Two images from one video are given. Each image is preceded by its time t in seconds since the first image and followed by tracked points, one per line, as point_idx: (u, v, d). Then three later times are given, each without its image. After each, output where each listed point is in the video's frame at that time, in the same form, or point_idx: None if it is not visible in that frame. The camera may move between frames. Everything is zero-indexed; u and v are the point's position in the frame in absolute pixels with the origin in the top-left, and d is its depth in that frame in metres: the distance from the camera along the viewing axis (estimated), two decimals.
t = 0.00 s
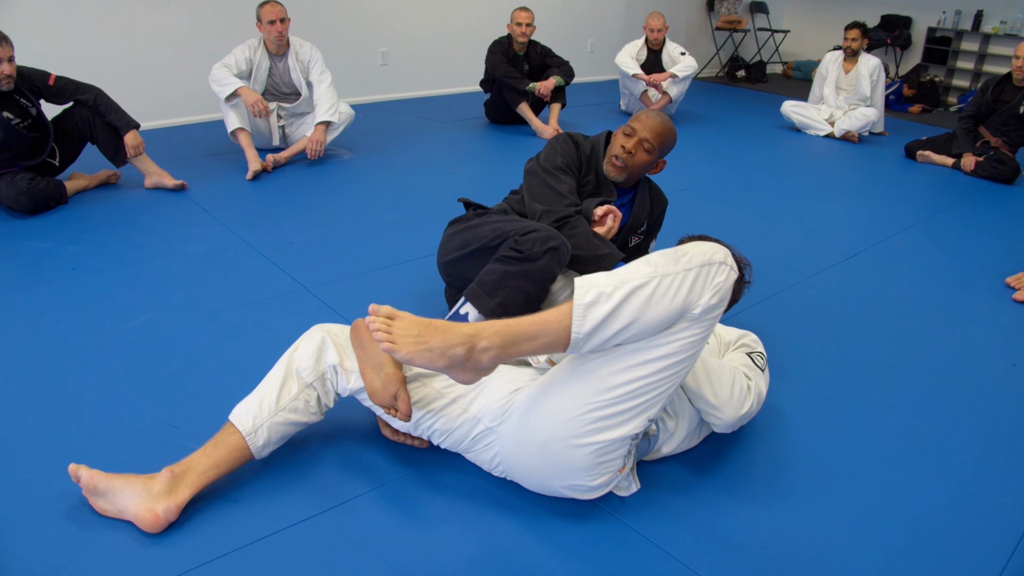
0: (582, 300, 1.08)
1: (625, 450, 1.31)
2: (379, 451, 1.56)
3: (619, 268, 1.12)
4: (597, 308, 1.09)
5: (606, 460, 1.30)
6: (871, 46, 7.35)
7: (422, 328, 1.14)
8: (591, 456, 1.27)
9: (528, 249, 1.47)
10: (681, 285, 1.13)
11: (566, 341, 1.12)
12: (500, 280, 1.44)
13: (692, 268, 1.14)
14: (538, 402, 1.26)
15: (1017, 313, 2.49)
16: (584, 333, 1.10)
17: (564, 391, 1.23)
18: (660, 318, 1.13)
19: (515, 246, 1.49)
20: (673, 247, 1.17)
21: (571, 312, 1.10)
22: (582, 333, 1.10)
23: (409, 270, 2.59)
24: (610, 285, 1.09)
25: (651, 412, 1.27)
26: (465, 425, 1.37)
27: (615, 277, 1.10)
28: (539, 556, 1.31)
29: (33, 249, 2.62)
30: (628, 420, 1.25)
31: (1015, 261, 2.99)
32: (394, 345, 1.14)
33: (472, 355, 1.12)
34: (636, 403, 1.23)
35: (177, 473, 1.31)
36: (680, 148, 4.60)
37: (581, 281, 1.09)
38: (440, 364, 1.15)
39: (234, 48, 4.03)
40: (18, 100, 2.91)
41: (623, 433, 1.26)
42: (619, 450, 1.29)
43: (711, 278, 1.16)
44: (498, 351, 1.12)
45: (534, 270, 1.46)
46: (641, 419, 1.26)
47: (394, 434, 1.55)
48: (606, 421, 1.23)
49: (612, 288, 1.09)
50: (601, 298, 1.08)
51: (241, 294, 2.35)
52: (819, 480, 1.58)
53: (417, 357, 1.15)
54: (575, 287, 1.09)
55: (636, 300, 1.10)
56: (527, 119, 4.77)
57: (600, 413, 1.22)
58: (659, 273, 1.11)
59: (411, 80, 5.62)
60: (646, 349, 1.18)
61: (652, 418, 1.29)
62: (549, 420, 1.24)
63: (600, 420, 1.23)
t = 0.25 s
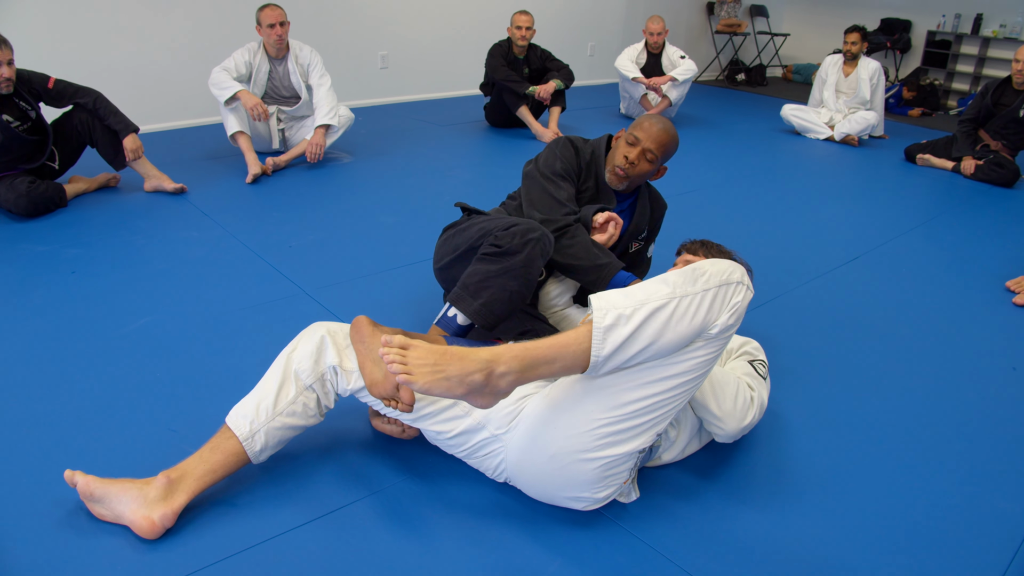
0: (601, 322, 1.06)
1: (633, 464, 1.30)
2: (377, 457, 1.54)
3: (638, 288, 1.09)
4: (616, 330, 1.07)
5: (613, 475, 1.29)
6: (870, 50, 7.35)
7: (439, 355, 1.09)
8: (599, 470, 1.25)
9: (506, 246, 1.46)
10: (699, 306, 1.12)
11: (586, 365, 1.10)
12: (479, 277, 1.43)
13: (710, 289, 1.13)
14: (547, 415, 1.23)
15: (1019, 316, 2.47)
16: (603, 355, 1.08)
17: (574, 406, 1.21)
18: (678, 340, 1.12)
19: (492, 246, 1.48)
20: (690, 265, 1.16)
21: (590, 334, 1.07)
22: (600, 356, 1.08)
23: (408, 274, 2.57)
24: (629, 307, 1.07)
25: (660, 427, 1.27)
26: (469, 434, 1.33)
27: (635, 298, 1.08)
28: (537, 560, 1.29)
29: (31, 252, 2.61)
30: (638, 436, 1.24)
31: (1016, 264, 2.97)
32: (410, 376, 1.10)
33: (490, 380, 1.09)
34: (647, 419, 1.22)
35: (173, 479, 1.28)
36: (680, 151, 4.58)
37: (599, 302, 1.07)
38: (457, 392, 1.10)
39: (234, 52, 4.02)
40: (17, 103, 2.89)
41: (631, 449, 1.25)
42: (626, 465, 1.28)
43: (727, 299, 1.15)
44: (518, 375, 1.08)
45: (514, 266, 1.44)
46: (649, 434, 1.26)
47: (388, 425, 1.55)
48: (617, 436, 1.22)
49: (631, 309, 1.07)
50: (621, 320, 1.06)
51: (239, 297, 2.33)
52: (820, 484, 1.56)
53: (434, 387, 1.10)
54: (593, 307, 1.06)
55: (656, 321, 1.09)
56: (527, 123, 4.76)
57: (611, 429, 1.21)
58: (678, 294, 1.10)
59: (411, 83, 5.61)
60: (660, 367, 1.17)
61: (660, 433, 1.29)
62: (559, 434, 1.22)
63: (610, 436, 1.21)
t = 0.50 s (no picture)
0: (589, 315, 1.05)
1: (630, 457, 1.29)
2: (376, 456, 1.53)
3: (625, 279, 1.08)
4: (604, 322, 1.06)
5: (610, 468, 1.28)
6: (869, 46, 7.34)
7: (428, 348, 1.09)
8: (597, 464, 1.25)
9: (489, 234, 1.45)
10: (688, 294, 1.11)
11: (575, 356, 1.09)
12: (464, 269, 1.43)
13: (697, 277, 1.12)
14: (543, 411, 1.23)
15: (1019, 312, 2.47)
16: (593, 347, 1.08)
17: (568, 401, 1.21)
18: (667, 329, 1.11)
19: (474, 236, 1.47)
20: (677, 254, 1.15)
21: (580, 326, 1.07)
22: (589, 347, 1.07)
23: (407, 273, 2.56)
24: (617, 298, 1.05)
25: (655, 419, 1.26)
26: (467, 431, 1.32)
27: (623, 289, 1.07)
28: (535, 557, 1.29)
29: (29, 253, 2.60)
30: (633, 427, 1.23)
31: (1015, 260, 2.97)
32: (399, 370, 1.10)
33: (480, 374, 1.09)
34: (641, 410, 1.22)
35: (174, 479, 1.27)
36: (679, 149, 4.57)
37: (586, 294, 1.05)
38: (448, 386, 1.10)
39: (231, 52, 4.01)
40: (15, 104, 2.88)
41: (627, 441, 1.24)
42: (623, 458, 1.27)
43: (716, 286, 1.14)
44: (507, 368, 1.08)
45: (497, 255, 1.44)
46: (644, 425, 1.25)
47: (382, 423, 1.56)
48: (613, 429, 1.21)
49: (620, 301, 1.06)
50: (609, 311, 1.05)
51: (238, 297, 2.32)
52: (819, 480, 1.56)
53: (424, 380, 1.10)
54: (582, 300, 1.05)
55: (644, 311, 1.08)
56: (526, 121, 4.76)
57: (606, 422, 1.20)
58: (666, 283, 1.09)
59: (410, 82, 5.60)
60: (652, 358, 1.16)
61: (655, 424, 1.28)
62: (555, 430, 1.22)
63: (605, 429, 1.21)
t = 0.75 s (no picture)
0: (589, 313, 1.05)
1: (633, 456, 1.28)
2: (378, 456, 1.52)
3: (623, 278, 1.08)
4: (603, 320, 1.06)
5: (613, 468, 1.27)
6: (870, 46, 7.32)
7: (431, 351, 1.08)
8: (600, 463, 1.24)
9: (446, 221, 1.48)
10: (687, 292, 1.10)
11: (575, 355, 1.09)
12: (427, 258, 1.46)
13: (696, 274, 1.11)
14: (545, 410, 1.22)
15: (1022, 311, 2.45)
16: (592, 345, 1.07)
17: (569, 400, 1.20)
18: (667, 327, 1.10)
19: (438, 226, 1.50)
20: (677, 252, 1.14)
21: (579, 325, 1.06)
22: (589, 346, 1.07)
23: (408, 274, 2.56)
24: (615, 297, 1.05)
25: (658, 417, 1.25)
26: (469, 430, 1.31)
27: (622, 286, 1.07)
28: (536, 557, 1.28)
29: (31, 255, 2.60)
30: (635, 426, 1.23)
31: (1017, 259, 2.95)
32: (401, 373, 1.08)
33: (482, 374, 1.08)
34: (644, 408, 1.21)
35: (177, 480, 1.26)
36: (681, 149, 4.56)
37: (586, 294, 1.05)
38: (450, 387, 1.09)
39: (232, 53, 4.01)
40: (15, 107, 2.88)
41: (630, 439, 1.23)
42: (626, 457, 1.26)
43: (715, 283, 1.13)
44: (508, 368, 1.08)
45: (458, 235, 1.45)
46: (648, 423, 1.24)
47: (378, 425, 1.54)
48: (614, 427, 1.20)
49: (618, 299, 1.05)
50: (608, 309, 1.05)
51: (240, 299, 2.32)
52: (822, 480, 1.55)
53: (426, 382, 1.09)
54: (581, 299, 1.05)
55: (643, 309, 1.07)
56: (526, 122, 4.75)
57: (608, 420, 1.19)
58: (664, 280, 1.08)
59: (410, 83, 5.60)
60: (652, 356, 1.16)
61: (659, 422, 1.27)
62: (556, 428, 1.21)
63: (607, 428, 1.20)
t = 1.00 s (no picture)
0: (589, 313, 1.05)
1: (635, 455, 1.28)
2: (377, 456, 1.52)
3: (623, 278, 1.07)
4: (604, 321, 1.05)
5: (615, 467, 1.27)
6: (869, 45, 7.32)
7: (432, 351, 1.07)
8: (602, 463, 1.24)
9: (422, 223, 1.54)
10: (688, 291, 1.10)
11: (577, 355, 1.09)
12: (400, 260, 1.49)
13: (696, 273, 1.10)
14: (546, 410, 1.22)
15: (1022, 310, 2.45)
16: (593, 346, 1.07)
17: (571, 400, 1.20)
18: (667, 327, 1.10)
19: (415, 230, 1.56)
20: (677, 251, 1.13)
21: (580, 325, 1.06)
22: (591, 347, 1.07)
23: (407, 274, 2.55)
24: (616, 297, 1.05)
25: (659, 416, 1.25)
26: (470, 429, 1.30)
27: (622, 286, 1.06)
28: (536, 557, 1.28)
29: (29, 256, 2.59)
30: (637, 425, 1.22)
31: (1016, 258, 2.95)
32: (404, 372, 1.06)
33: (483, 374, 1.07)
34: (645, 408, 1.20)
35: (174, 482, 1.25)
36: (680, 148, 4.56)
37: (586, 294, 1.05)
38: (452, 387, 1.08)
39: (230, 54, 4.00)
40: (14, 107, 2.87)
41: (632, 439, 1.23)
42: (628, 457, 1.26)
43: (715, 282, 1.12)
44: (510, 368, 1.07)
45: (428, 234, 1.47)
46: (649, 422, 1.24)
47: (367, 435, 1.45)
48: (616, 427, 1.20)
49: (619, 299, 1.05)
50: (608, 309, 1.05)
51: (239, 299, 2.31)
52: (823, 479, 1.54)
53: (428, 382, 1.07)
54: (581, 299, 1.05)
55: (643, 308, 1.07)
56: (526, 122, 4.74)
57: (609, 420, 1.19)
58: (665, 279, 1.08)
59: (409, 83, 5.59)
60: (654, 356, 1.15)
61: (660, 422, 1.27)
62: (557, 428, 1.20)
63: (609, 428, 1.20)
